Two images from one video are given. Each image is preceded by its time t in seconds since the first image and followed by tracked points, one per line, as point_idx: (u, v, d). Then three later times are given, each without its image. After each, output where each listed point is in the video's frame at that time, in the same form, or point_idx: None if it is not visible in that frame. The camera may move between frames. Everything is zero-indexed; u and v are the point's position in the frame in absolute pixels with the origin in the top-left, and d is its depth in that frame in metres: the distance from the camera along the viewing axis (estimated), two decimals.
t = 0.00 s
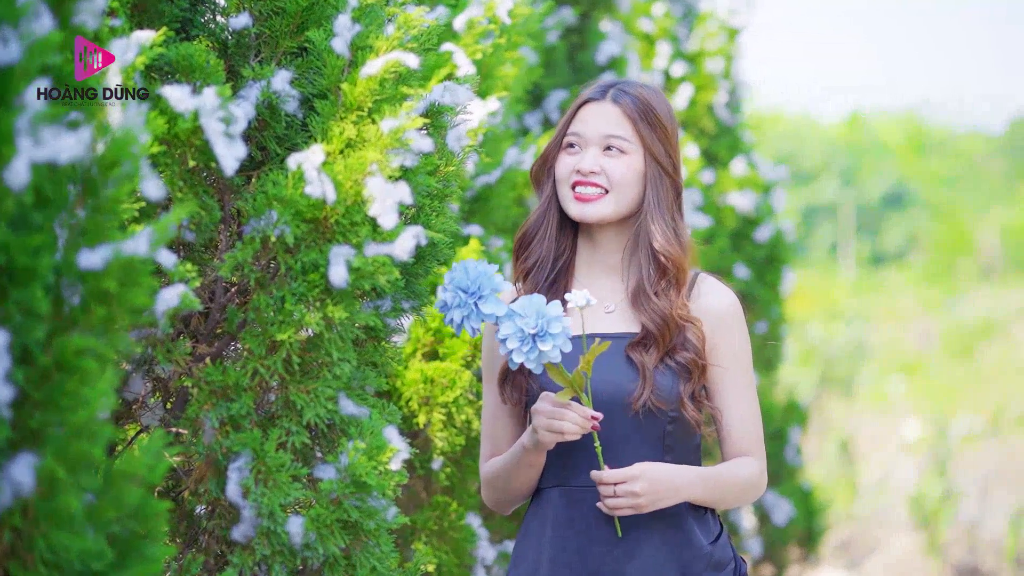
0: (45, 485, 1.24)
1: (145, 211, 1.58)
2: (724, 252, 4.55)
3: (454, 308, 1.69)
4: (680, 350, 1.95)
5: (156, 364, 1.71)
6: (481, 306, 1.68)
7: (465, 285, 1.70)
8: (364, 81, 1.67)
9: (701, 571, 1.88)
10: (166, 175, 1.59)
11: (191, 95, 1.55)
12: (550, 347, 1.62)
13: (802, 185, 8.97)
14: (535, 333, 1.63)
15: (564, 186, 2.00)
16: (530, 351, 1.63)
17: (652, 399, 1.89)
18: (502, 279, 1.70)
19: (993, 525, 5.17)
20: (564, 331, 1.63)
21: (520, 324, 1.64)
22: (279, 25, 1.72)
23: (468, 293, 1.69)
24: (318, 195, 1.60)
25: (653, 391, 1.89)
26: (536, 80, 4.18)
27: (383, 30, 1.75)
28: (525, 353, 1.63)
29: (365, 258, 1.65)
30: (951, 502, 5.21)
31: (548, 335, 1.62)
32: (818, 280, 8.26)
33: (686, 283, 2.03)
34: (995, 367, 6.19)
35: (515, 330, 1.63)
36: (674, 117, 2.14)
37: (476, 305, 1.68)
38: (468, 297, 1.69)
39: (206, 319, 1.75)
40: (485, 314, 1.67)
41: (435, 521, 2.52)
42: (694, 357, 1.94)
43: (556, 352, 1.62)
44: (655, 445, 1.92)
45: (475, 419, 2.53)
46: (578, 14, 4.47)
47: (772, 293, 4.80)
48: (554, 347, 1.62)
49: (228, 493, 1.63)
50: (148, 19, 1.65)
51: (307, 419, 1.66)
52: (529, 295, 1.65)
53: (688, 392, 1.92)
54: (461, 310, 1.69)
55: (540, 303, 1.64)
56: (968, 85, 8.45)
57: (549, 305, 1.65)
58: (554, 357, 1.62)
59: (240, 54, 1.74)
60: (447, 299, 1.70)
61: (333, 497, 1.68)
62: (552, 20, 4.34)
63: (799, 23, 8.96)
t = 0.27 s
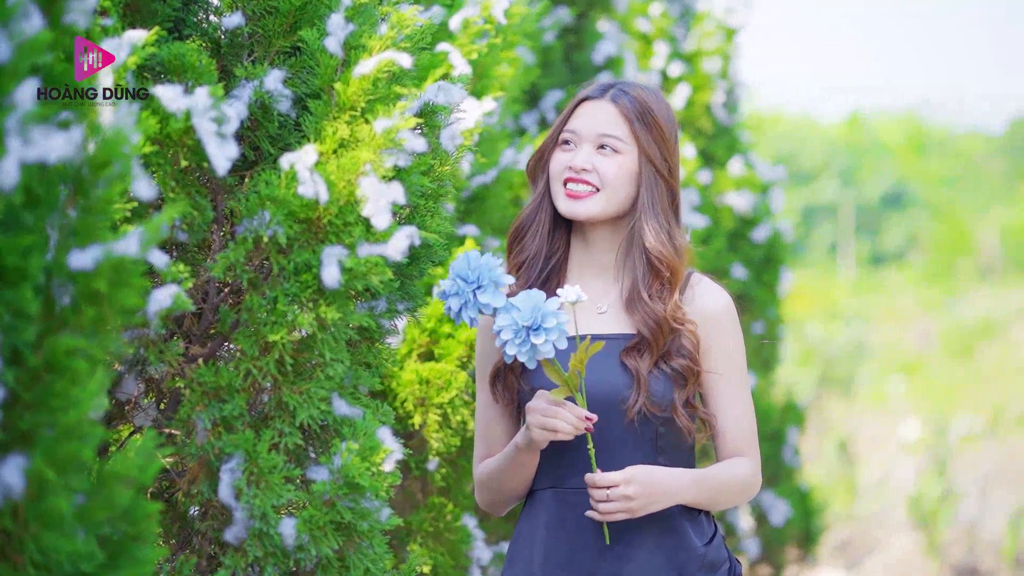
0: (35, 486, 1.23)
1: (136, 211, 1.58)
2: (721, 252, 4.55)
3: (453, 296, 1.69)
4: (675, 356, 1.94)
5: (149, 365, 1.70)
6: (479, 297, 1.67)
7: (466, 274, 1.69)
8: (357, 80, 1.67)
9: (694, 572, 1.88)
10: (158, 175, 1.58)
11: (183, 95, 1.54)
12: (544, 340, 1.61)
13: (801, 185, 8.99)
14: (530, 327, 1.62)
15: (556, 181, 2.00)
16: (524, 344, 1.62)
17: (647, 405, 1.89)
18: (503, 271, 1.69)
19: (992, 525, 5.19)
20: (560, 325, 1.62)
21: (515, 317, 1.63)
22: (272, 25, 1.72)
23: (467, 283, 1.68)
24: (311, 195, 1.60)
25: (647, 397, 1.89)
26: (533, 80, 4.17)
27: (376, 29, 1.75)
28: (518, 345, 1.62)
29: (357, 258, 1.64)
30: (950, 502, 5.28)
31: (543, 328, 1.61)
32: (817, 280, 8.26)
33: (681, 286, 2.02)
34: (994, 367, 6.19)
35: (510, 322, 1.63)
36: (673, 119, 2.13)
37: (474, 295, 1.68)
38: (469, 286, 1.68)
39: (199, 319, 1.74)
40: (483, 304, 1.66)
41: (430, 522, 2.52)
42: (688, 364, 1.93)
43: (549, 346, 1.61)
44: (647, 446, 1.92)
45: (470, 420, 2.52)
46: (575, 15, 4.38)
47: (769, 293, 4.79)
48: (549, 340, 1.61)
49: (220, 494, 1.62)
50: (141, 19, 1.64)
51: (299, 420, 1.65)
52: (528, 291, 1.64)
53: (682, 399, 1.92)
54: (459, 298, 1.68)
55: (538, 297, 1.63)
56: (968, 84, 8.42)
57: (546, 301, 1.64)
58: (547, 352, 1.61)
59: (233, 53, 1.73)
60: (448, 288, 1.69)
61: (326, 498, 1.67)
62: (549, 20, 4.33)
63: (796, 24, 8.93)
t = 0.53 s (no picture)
0: (23, 487, 1.23)
1: (128, 211, 1.57)
2: (718, 252, 4.55)
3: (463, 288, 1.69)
4: (667, 360, 1.94)
5: (141, 366, 1.69)
6: (490, 292, 1.67)
7: (479, 268, 1.69)
8: (349, 79, 1.66)
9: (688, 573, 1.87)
10: (149, 175, 1.57)
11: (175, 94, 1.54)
12: (549, 343, 1.61)
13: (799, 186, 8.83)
14: (537, 328, 1.61)
15: (548, 179, 2.00)
16: (528, 344, 1.61)
17: (638, 409, 1.89)
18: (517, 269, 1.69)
19: (993, 525, 5.25)
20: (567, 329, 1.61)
21: (523, 316, 1.62)
22: (264, 24, 1.72)
23: (479, 276, 1.68)
24: (302, 194, 1.60)
25: (638, 401, 1.89)
26: (530, 79, 4.15)
27: (369, 28, 1.75)
28: (522, 344, 1.62)
29: (350, 258, 1.63)
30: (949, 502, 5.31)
31: (549, 330, 1.61)
32: (816, 280, 8.26)
33: (673, 288, 2.01)
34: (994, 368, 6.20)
35: (518, 321, 1.62)
36: (670, 120, 2.12)
37: (485, 289, 1.68)
38: (481, 279, 1.68)
39: (192, 320, 1.74)
40: (493, 300, 1.67)
41: (425, 522, 2.52)
42: (681, 370, 1.93)
43: (553, 351, 1.60)
44: (639, 448, 1.92)
45: (465, 420, 2.52)
46: (572, 14, 4.43)
47: (767, 293, 4.78)
48: (553, 345, 1.61)
49: (212, 495, 1.61)
50: (133, 17, 1.63)
51: (292, 421, 1.65)
52: (540, 292, 1.64)
53: (673, 404, 1.91)
54: (469, 290, 1.68)
55: (547, 300, 1.63)
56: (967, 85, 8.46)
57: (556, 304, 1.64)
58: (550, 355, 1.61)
59: (226, 53, 1.73)
60: (459, 277, 1.70)
61: (318, 499, 1.66)
62: (545, 19, 4.31)
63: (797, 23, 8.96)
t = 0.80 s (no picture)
0: (14, 488, 1.21)
1: (121, 212, 1.56)
2: (716, 253, 4.55)
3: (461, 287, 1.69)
4: (658, 363, 1.93)
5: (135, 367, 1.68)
6: (486, 294, 1.68)
7: (477, 268, 1.69)
8: (343, 80, 1.66)
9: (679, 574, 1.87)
10: (142, 175, 1.57)
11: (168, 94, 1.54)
12: (540, 350, 1.60)
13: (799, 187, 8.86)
14: (529, 334, 1.62)
15: (540, 178, 2.00)
16: (519, 349, 1.62)
17: (630, 411, 1.88)
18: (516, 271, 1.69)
19: (992, 525, 5.22)
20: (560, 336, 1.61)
21: (517, 321, 1.62)
22: (259, 24, 1.71)
23: (477, 275, 1.69)
24: (296, 195, 1.59)
25: (630, 404, 1.88)
26: (527, 79, 4.15)
27: (363, 28, 1.74)
28: (513, 350, 1.62)
29: (345, 259, 1.63)
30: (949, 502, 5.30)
31: (541, 337, 1.61)
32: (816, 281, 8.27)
33: (666, 290, 2.01)
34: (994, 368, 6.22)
35: (511, 326, 1.63)
36: (665, 121, 2.12)
37: (482, 290, 1.68)
38: (480, 278, 1.68)
39: (185, 321, 1.73)
40: (489, 302, 1.67)
41: (421, 524, 2.51)
42: (672, 374, 1.92)
43: (544, 357, 1.60)
44: (630, 450, 1.91)
45: (461, 421, 2.51)
46: (569, 14, 4.44)
47: (765, 294, 4.79)
48: (544, 351, 1.61)
49: (206, 497, 1.61)
50: (126, 17, 1.62)
51: (286, 422, 1.64)
52: (535, 297, 1.64)
53: (664, 408, 1.91)
54: (467, 289, 1.69)
55: (542, 305, 1.63)
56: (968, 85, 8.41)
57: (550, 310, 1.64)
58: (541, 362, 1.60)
59: (220, 53, 1.72)
60: (456, 276, 1.70)
61: (313, 500, 1.66)
62: (543, 19, 4.30)
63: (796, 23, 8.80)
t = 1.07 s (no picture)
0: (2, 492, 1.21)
1: (111, 212, 1.55)
2: (713, 254, 4.53)
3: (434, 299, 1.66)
4: (647, 365, 1.92)
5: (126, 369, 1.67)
6: (460, 305, 1.65)
7: (447, 280, 1.66)
8: (336, 80, 1.65)
9: None
10: (133, 177, 1.56)
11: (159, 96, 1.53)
12: (518, 359, 1.60)
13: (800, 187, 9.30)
14: (506, 344, 1.61)
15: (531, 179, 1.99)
16: (498, 360, 1.61)
17: (615, 413, 1.88)
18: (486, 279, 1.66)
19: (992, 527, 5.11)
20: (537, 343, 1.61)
21: (493, 332, 1.62)
22: (252, 24, 1.71)
23: (449, 287, 1.66)
24: (289, 196, 1.58)
25: (616, 406, 1.88)
26: (523, 80, 4.16)
27: (356, 28, 1.72)
28: (493, 360, 1.62)
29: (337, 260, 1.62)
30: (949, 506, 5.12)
31: (519, 346, 1.60)
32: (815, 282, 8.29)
33: (656, 290, 2.01)
34: (994, 368, 6.23)
35: (487, 335, 1.62)
36: (657, 122, 2.12)
37: (456, 303, 1.66)
38: (450, 290, 1.66)
39: (178, 323, 1.73)
40: (462, 313, 1.65)
41: (416, 525, 2.51)
42: (661, 376, 1.91)
43: (523, 365, 1.59)
44: (618, 453, 1.92)
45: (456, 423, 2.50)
46: (566, 14, 4.44)
47: (763, 295, 4.80)
48: (523, 360, 1.60)
49: (198, 499, 1.60)
50: (118, 17, 1.62)
51: (279, 423, 1.64)
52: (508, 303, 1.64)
53: (652, 410, 1.90)
54: (440, 304, 1.66)
55: (518, 313, 1.62)
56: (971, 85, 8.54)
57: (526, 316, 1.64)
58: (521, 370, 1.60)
59: (212, 53, 1.72)
60: (428, 289, 1.67)
61: (305, 502, 1.65)
62: (539, 19, 4.30)
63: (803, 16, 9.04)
